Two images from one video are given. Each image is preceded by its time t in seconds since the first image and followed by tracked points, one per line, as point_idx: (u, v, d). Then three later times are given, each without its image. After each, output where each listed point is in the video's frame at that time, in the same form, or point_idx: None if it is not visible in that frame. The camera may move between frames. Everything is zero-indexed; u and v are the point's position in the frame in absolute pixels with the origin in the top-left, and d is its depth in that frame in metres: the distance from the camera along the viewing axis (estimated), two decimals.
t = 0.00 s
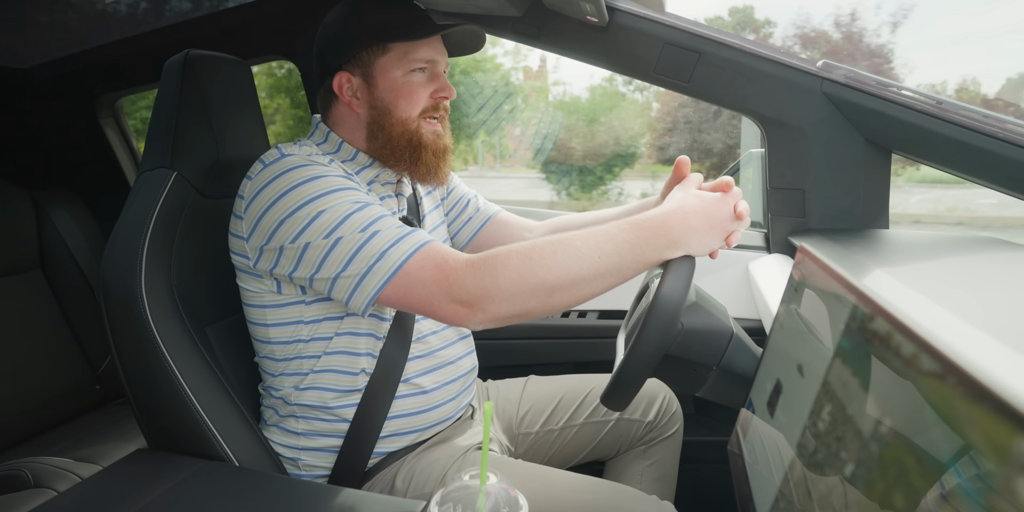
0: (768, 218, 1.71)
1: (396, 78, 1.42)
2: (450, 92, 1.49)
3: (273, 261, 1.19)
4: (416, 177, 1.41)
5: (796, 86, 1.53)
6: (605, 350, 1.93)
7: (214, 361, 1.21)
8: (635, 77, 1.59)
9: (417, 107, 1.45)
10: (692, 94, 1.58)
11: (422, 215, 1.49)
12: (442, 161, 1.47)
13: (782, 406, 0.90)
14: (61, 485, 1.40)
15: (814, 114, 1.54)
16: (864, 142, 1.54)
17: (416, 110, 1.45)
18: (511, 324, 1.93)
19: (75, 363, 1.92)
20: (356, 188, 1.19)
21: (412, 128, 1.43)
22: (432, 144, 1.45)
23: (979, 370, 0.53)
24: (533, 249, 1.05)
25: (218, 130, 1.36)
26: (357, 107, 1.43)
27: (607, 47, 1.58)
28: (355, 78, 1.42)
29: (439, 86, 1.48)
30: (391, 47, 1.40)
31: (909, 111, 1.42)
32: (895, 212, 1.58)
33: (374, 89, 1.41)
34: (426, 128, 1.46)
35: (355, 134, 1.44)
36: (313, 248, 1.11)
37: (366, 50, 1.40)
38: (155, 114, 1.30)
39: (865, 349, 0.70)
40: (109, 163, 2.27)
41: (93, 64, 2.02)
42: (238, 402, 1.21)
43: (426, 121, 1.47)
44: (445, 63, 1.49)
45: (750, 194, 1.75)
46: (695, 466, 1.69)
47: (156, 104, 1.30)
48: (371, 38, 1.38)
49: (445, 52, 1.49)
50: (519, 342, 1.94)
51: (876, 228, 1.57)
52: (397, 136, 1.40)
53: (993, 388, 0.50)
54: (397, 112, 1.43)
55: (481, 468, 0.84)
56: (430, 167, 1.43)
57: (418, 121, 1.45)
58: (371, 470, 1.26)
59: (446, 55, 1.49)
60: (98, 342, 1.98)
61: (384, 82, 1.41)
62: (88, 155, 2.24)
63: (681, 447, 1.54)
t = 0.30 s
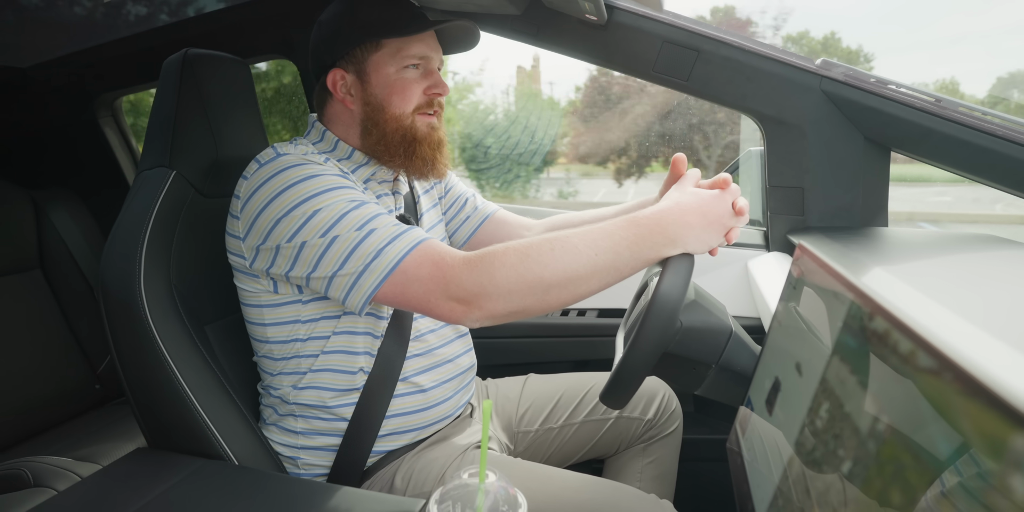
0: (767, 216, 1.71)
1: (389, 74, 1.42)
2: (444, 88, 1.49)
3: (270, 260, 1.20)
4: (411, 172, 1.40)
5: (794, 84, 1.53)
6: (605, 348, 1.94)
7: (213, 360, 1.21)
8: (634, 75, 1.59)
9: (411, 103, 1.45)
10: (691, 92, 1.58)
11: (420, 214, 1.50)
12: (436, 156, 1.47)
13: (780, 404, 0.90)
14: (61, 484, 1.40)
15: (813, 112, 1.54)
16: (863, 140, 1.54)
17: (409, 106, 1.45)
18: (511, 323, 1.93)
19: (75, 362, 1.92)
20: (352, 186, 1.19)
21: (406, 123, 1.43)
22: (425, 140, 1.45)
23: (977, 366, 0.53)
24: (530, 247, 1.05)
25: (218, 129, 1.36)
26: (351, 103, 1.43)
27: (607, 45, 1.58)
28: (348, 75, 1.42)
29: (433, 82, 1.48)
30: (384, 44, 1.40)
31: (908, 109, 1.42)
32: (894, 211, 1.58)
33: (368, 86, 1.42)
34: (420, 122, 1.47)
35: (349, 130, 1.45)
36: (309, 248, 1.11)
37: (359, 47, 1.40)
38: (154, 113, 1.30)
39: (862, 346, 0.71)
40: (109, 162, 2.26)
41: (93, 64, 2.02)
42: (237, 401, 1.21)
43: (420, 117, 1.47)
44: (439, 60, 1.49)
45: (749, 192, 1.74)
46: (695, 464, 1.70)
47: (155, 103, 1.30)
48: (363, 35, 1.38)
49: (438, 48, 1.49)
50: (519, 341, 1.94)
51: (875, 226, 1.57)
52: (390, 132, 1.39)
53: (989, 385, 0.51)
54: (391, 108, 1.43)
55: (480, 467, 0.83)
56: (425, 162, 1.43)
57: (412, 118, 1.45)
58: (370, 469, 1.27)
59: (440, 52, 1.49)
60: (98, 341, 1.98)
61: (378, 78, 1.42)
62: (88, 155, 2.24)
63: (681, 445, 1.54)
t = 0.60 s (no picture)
0: (766, 216, 1.70)
1: (381, 76, 1.42)
2: (434, 92, 1.49)
3: (262, 266, 1.19)
4: (397, 173, 1.42)
5: (793, 84, 1.52)
6: (604, 348, 1.93)
7: (211, 360, 1.21)
8: (632, 75, 1.59)
9: (401, 106, 1.45)
10: (690, 92, 1.58)
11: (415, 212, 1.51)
12: (423, 159, 1.47)
13: (779, 404, 0.89)
14: (58, 484, 1.39)
15: (812, 111, 1.54)
16: (862, 140, 1.54)
17: (400, 108, 1.45)
18: (510, 323, 1.93)
19: (73, 363, 1.91)
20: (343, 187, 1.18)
21: (395, 126, 1.43)
22: (414, 142, 1.45)
23: (975, 367, 0.53)
24: (527, 243, 1.05)
25: (215, 128, 1.36)
26: (341, 102, 1.43)
27: (606, 45, 1.58)
28: (340, 74, 1.42)
29: (423, 85, 1.47)
30: (377, 46, 1.39)
31: (907, 109, 1.42)
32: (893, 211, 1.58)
33: (359, 87, 1.41)
34: (410, 126, 1.46)
35: (338, 130, 1.45)
36: (303, 250, 1.11)
37: (352, 48, 1.40)
38: (151, 113, 1.29)
39: (861, 347, 0.70)
40: (107, 162, 2.26)
41: (90, 63, 2.02)
42: (235, 401, 1.21)
43: (410, 119, 1.47)
44: (431, 64, 1.48)
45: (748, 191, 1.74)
46: (694, 464, 1.70)
47: (153, 102, 1.30)
48: (357, 36, 1.38)
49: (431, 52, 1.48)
50: (518, 341, 1.94)
51: (874, 226, 1.56)
52: (379, 134, 1.40)
53: (988, 385, 0.51)
54: (381, 110, 1.43)
55: (478, 467, 0.83)
56: (411, 165, 1.43)
57: (402, 120, 1.45)
58: (369, 469, 1.26)
59: (432, 55, 1.48)
60: (96, 341, 1.98)
61: (369, 80, 1.41)
62: (85, 154, 2.23)
63: (680, 445, 1.54)
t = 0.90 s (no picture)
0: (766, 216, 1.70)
1: (364, 70, 1.43)
2: (420, 84, 1.50)
3: (260, 270, 1.20)
4: (384, 169, 1.41)
5: (793, 85, 1.53)
6: (604, 348, 1.94)
7: (212, 361, 1.21)
8: (631, 76, 1.59)
9: (387, 99, 1.46)
10: (690, 93, 1.58)
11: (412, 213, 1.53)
12: (413, 153, 1.48)
13: (778, 405, 0.90)
14: (59, 485, 1.40)
15: (812, 112, 1.54)
16: (862, 140, 1.54)
17: (385, 102, 1.46)
18: (510, 323, 1.93)
19: (73, 364, 1.91)
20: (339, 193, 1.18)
21: (381, 120, 1.44)
22: (402, 136, 1.46)
23: (974, 367, 0.53)
24: (525, 246, 1.05)
25: (215, 129, 1.36)
26: (328, 100, 1.44)
27: (605, 46, 1.58)
28: (325, 71, 1.44)
29: (408, 78, 1.48)
30: (358, 40, 1.41)
31: (906, 109, 1.42)
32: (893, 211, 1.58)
33: (344, 82, 1.43)
34: (396, 121, 1.47)
35: (326, 128, 1.46)
36: (300, 257, 1.11)
37: (334, 44, 1.41)
38: (152, 114, 1.29)
39: (860, 348, 0.71)
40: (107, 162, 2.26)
41: (91, 64, 2.02)
42: (235, 401, 1.21)
43: (396, 113, 1.48)
44: (415, 57, 1.49)
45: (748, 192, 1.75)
46: (695, 465, 1.70)
47: (153, 103, 1.30)
48: (339, 31, 1.39)
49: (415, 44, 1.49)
50: (518, 341, 1.94)
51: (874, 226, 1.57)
52: (365, 128, 1.41)
53: (986, 385, 0.51)
54: (366, 104, 1.44)
55: (478, 467, 0.83)
56: (400, 158, 1.43)
57: (387, 114, 1.46)
58: (369, 469, 1.27)
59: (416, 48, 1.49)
60: (97, 342, 1.98)
61: (353, 75, 1.43)
62: (86, 154, 2.24)
63: (680, 446, 1.54)
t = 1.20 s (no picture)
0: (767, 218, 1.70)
1: (366, 75, 1.42)
2: (421, 88, 1.49)
3: (259, 276, 1.19)
4: (387, 173, 1.41)
5: (793, 87, 1.52)
6: (604, 351, 1.93)
7: (211, 364, 1.21)
8: (631, 78, 1.59)
9: (388, 103, 1.45)
10: (689, 95, 1.58)
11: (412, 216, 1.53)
12: (415, 157, 1.47)
13: (780, 409, 0.89)
14: (58, 488, 1.39)
15: (812, 114, 1.54)
16: (862, 142, 1.54)
17: (387, 106, 1.46)
18: (510, 326, 1.93)
19: (72, 367, 1.91)
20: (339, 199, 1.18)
21: (383, 124, 1.44)
22: (403, 140, 1.45)
23: (977, 369, 0.53)
24: (524, 252, 1.05)
25: (214, 132, 1.35)
26: (328, 104, 1.44)
27: (605, 48, 1.58)
28: (326, 75, 1.43)
29: (410, 83, 1.47)
30: (359, 45, 1.40)
31: (907, 112, 1.42)
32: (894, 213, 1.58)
33: (345, 87, 1.42)
34: (399, 124, 1.47)
35: (326, 132, 1.46)
36: (299, 262, 1.11)
37: (335, 49, 1.41)
38: (150, 118, 1.29)
39: (862, 350, 0.70)
40: (105, 165, 2.26)
41: (90, 67, 2.02)
42: (234, 405, 1.21)
43: (398, 117, 1.47)
44: (416, 61, 1.49)
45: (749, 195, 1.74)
46: (695, 468, 1.69)
47: (152, 106, 1.29)
48: (340, 36, 1.39)
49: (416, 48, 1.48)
50: (518, 344, 1.94)
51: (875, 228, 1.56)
52: (367, 133, 1.41)
53: (989, 388, 0.51)
54: (368, 109, 1.43)
55: (478, 471, 0.83)
56: (402, 163, 1.43)
57: (389, 118, 1.45)
58: (369, 473, 1.26)
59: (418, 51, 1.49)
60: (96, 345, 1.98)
61: (354, 79, 1.42)
62: (85, 157, 2.23)
63: (680, 448, 1.53)
